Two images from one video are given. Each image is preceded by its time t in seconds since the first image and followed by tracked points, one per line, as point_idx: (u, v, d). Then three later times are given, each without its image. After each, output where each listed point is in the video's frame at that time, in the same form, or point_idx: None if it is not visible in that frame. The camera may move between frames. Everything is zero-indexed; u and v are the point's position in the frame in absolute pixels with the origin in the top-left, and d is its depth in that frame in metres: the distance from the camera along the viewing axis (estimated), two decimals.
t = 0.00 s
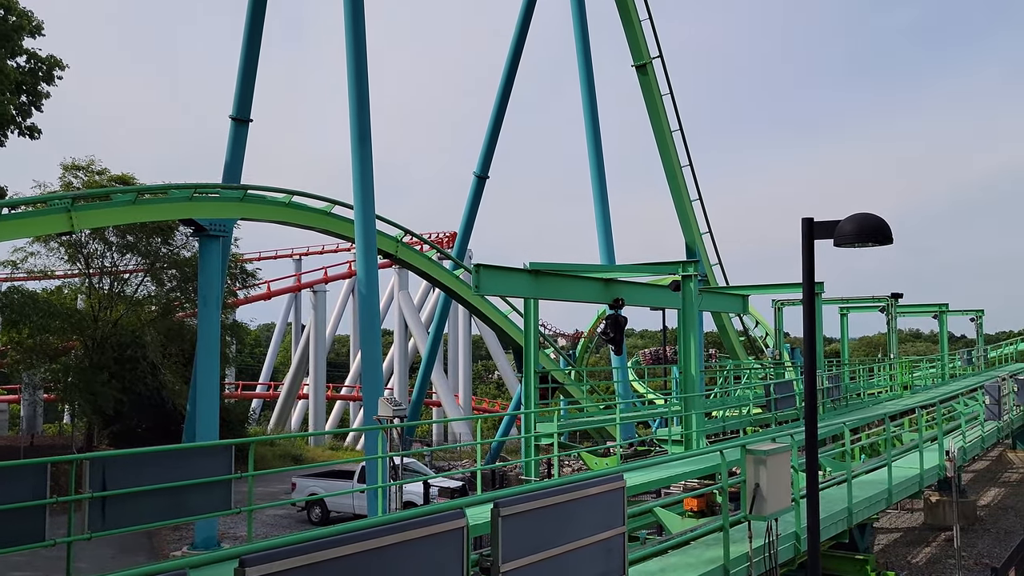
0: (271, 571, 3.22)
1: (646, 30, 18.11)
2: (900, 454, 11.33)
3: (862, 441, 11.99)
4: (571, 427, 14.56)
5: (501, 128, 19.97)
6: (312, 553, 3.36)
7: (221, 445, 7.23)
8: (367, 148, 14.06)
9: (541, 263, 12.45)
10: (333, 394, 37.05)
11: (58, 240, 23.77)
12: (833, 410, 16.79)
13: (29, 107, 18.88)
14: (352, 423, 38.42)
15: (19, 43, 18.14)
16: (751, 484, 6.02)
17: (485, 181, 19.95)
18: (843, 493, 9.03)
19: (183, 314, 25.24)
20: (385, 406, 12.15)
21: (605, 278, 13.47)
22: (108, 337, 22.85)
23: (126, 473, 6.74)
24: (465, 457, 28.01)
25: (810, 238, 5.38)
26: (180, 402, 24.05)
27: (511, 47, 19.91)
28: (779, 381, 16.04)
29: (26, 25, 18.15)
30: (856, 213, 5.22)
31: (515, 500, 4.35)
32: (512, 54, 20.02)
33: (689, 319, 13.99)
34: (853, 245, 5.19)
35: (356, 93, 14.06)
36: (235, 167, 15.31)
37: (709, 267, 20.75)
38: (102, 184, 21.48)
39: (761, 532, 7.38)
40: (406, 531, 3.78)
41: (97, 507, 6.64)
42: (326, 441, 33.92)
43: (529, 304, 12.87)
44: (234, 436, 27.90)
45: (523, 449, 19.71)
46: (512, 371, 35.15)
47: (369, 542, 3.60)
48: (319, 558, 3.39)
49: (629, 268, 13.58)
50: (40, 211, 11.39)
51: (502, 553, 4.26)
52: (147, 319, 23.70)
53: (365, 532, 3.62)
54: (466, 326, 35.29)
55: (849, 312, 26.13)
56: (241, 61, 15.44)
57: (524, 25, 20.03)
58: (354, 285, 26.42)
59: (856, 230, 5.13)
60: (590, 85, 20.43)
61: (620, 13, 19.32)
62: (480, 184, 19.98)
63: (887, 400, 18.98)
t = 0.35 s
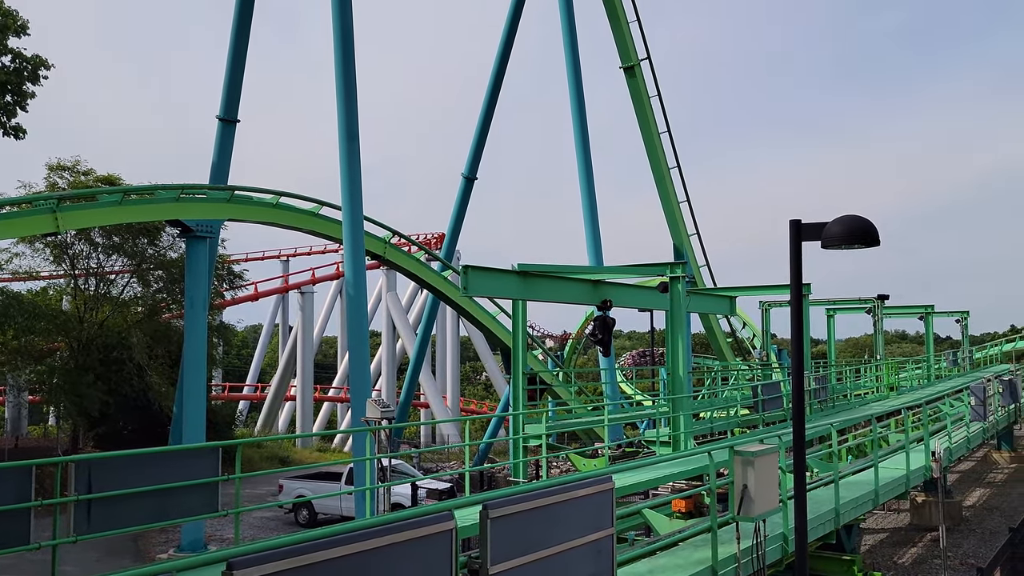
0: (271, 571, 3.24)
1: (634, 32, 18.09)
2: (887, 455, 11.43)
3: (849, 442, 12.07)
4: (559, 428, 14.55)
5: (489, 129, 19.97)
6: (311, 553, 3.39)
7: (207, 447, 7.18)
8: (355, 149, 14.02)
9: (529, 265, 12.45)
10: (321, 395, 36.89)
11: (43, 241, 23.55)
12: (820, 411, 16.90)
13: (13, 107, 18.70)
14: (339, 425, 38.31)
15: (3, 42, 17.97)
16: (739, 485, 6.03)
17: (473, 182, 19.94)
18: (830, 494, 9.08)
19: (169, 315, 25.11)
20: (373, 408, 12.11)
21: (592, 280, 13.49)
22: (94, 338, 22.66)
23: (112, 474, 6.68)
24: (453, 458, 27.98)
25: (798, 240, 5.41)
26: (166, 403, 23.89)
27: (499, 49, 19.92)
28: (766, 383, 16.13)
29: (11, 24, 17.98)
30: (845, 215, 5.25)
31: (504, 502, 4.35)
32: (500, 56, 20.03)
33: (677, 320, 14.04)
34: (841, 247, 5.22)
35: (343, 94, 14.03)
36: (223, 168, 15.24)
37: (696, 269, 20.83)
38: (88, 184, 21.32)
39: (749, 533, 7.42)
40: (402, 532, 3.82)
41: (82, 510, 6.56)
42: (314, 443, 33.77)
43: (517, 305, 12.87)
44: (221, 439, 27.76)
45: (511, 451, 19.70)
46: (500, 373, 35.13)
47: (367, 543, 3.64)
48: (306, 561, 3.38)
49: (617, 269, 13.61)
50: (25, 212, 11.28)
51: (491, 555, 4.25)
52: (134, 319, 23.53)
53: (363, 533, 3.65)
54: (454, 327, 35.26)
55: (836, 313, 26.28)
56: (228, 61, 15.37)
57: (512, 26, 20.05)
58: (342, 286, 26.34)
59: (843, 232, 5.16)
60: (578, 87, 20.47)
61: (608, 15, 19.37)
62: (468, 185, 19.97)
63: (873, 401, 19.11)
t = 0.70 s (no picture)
0: (266, 571, 3.25)
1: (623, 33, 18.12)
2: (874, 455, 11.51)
3: (838, 442, 12.14)
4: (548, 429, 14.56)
5: (479, 130, 19.97)
6: (308, 552, 3.42)
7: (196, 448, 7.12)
8: (345, 149, 13.99)
9: (519, 266, 12.46)
10: (309, 396, 36.79)
11: (29, 241, 23.38)
12: (809, 411, 17.00)
13: None
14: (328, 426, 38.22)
15: None
16: (728, 486, 6.06)
17: (463, 183, 19.93)
18: (818, 495, 9.14)
19: (157, 316, 25.01)
20: (363, 408, 12.09)
21: (582, 280, 13.51)
22: (81, 339, 22.53)
23: (100, 476, 6.61)
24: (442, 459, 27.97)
25: (787, 241, 5.44)
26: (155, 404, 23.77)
27: (488, 50, 19.93)
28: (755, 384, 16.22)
29: None
30: (833, 216, 5.28)
31: (493, 502, 4.35)
32: (489, 56, 20.03)
33: (666, 320, 14.08)
34: (829, 248, 5.25)
35: (333, 95, 14.00)
36: (211, 168, 15.17)
37: (686, 269, 20.90)
38: (76, 184, 21.19)
39: (738, 534, 7.45)
40: (396, 532, 3.84)
41: (69, 512, 6.50)
42: (303, 444, 33.67)
43: (507, 306, 12.89)
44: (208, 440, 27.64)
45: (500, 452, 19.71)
46: (490, 374, 35.13)
47: (356, 544, 3.63)
48: (295, 563, 3.37)
49: (606, 270, 13.64)
50: (12, 212, 11.20)
51: (480, 556, 4.25)
52: (121, 320, 23.41)
53: (360, 532, 3.68)
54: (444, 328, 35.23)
55: (824, 314, 26.41)
56: (216, 61, 15.31)
57: (502, 27, 20.06)
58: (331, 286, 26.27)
59: (832, 233, 5.19)
60: (568, 88, 20.50)
61: (598, 16, 19.40)
62: (457, 186, 19.96)
63: (861, 402, 19.23)
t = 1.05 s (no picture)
0: (265, 571, 3.29)
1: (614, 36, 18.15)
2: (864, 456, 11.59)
3: (827, 443, 12.22)
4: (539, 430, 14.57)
5: (470, 132, 19.98)
6: (299, 554, 3.42)
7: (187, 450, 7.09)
8: (335, 150, 13.97)
9: (510, 268, 12.47)
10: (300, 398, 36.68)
11: (18, 242, 23.21)
12: (799, 413, 17.09)
13: None
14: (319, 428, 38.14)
15: None
16: (718, 487, 6.08)
17: (453, 184, 19.93)
18: (808, 496, 9.19)
19: (147, 318, 24.89)
20: (353, 410, 12.07)
21: (573, 282, 13.53)
22: (70, 340, 22.39)
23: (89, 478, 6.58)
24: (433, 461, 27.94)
25: (777, 242, 5.46)
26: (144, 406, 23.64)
27: (479, 52, 19.94)
28: (745, 386, 16.27)
29: None
30: (823, 218, 5.31)
31: (484, 504, 4.36)
32: (480, 58, 20.04)
33: (657, 322, 14.12)
34: (819, 249, 5.28)
35: (323, 96, 13.98)
36: (201, 169, 15.12)
37: (676, 271, 20.96)
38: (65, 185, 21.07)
39: (728, 535, 7.49)
40: (392, 532, 3.89)
41: (57, 515, 6.47)
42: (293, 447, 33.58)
43: (498, 308, 12.90)
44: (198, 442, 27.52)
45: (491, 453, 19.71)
46: (480, 375, 35.11)
47: (345, 546, 3.63)
48: (285, 565, 3.36)
49: (597, 271, 13.68)
50: None
51: (471, 557, 4.26)
52: (110, 321, 23.26)
53: (358, 532, 3.73)
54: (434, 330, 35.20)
55: (814, 315, 26.53)
56: (206, 63, 15.26)
57: (492, 28, 20.07)
58: (321, 287, 26.20)
59: (822, 234, 5.22)
60: (558, 89, 20.53)
61: (589, 17, 19.45)
62: (448, 187, 19.95)
63: (850, 403, 19.34)
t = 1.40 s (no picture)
0: (263, 570, 3.32)
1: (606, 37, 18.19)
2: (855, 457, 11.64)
3: (819, 444, 12.28)
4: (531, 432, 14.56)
5: (462, 133, 19.99)
6: (293, 555, 3.43)
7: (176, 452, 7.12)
8: (327, 152, 13.95)
9: (502, 269, 12.48)
10: (291, 400, 36.59)
11: (7, 243, 23.07)
12: (790, 414, 17.16)
13: None
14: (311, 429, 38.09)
15: None
16: (710, 488, 6.10)
17: (445, 185, 19.94)
18: (799, 497, 9.22)
19: (138, 318, 24.78)
20: (344, 412, 12.06)
21: (565, 283, 13.55)
22: (60, 341, 22.26)
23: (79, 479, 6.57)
24: (425, 463, 27.93)
25: (768, 244, 5.49)
26: (135, 408, 23.55)
27: (471, 53, 19.96)
28: (737, 387, 16.34)
29: None
30: (814, 219, 5.34)
31: (476, 505, 4.38)
32: (473, 58, 20.06)
33: (649, 323, 14.16)
34: (811, 250, 5.31)
35: (315, 97, 13.96)
36: (192, 170, 15.08)
37: (668, 272, 21.03)
38: (55, 185, 21.01)
39: (720, 536, 7.54)
40: (387, 533, 3.91)
41: (47, 516, 6.47)
42: (284, 448, 33.52)
43: (490, 309, 12.90)
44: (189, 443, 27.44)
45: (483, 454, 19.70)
46: (472, 377, 35.11)
47: (338, 547, 3.63)
48: (276, 566, 3.37)
49: (589, 272, 13.70)
50: None
51: (463, 558, 4.27)
52: (101, 322, 23.15)
53: (355, 532, 3.77)
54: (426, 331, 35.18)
55: (805, 317, 26.65)
56: (197, 63, 15.22)
57: (485, 29, 20.09)
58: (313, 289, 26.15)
59: (813, 236, 5.25)
60: (551, 90, 20.57)
61: (581, 18, 19.49)
62: (440, 189, 19.96)
63: (841, 404, 19.44)
